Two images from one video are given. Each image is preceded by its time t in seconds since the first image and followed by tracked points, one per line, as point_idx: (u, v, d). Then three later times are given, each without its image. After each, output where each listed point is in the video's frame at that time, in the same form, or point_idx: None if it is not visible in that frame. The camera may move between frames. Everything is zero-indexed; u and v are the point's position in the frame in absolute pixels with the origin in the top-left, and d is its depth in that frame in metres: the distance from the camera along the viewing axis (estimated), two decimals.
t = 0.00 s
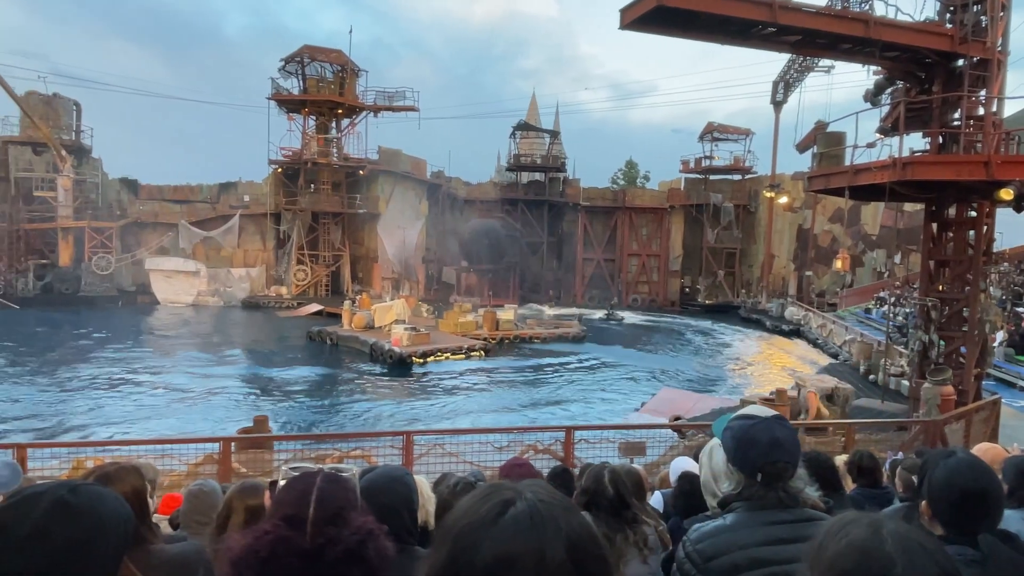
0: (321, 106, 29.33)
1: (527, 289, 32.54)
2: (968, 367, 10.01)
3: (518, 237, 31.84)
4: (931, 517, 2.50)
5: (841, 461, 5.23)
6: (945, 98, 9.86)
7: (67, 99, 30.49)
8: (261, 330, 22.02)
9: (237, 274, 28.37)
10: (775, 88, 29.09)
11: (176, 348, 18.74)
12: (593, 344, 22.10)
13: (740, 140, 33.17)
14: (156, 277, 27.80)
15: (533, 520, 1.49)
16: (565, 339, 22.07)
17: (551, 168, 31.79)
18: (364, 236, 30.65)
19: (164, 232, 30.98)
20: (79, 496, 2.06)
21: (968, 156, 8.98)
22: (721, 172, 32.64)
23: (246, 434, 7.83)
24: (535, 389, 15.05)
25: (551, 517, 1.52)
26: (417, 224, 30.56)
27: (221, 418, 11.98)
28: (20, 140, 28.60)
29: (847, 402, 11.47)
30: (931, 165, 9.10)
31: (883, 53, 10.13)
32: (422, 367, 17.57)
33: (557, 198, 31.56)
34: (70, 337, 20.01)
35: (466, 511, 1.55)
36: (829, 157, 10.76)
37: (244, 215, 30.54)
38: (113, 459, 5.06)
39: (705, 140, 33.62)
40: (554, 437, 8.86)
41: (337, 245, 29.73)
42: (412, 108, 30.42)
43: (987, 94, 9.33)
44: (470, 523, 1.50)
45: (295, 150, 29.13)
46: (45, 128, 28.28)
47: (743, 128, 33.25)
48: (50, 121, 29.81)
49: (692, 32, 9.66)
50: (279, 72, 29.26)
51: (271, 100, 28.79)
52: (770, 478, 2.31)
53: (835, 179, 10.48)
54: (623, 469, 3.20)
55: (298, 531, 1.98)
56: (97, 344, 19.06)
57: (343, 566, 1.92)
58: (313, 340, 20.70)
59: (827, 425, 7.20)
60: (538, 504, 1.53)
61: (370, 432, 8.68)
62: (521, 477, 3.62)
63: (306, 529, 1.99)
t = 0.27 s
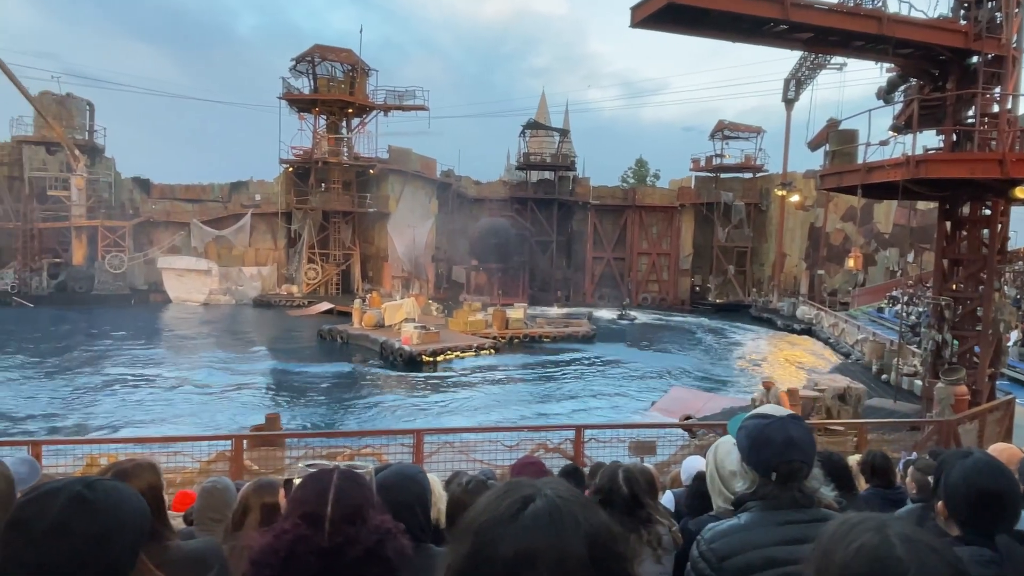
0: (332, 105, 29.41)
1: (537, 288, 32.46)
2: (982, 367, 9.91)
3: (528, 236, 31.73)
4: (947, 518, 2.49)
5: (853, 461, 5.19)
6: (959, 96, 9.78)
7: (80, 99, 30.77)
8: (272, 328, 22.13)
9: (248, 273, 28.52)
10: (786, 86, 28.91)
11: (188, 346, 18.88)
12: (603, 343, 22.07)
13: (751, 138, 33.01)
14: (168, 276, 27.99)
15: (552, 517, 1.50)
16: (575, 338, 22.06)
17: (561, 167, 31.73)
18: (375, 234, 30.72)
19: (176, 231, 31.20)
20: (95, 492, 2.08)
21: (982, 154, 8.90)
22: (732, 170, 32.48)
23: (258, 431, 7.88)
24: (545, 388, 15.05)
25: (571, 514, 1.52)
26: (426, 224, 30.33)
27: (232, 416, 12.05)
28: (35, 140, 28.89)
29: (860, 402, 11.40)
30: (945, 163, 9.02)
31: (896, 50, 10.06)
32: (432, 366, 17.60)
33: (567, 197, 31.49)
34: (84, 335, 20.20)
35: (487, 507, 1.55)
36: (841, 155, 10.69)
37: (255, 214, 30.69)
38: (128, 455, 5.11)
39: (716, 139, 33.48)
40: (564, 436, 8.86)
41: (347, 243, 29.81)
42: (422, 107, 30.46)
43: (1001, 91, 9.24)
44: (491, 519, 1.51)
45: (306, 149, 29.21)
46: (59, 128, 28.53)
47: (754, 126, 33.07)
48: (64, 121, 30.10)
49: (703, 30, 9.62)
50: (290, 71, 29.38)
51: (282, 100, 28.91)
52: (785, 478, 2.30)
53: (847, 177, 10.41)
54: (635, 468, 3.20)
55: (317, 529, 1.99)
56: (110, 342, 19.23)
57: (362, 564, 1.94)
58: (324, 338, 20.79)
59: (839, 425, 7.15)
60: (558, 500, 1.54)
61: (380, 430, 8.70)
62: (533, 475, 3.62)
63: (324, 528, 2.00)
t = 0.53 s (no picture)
0: (342, 104, 29.49)
1: (547, 287, 32.37)
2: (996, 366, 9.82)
3: (538, 235, 31.64)
4: (963, 518, 2.47)
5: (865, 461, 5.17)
6: (973, 93, 9.70)
7: (93, 99, 31.02)
8: (283, 326, 22.25)
9: (259, 271, 28.68)
10: (798, 83, 28.73)
11: (200, 344, 19.02)
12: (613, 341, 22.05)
13: (762, 136, 32.83)
14: (180, 274, 28.19)
15: (572, 514, 1.50)
16: (585, 337, 22.05)
17: (570, 165, 31.67)
18: (384, 232, 30.81)
19: (188, 230, 31.41)
20: (106, 490, 2.10)
21: (997, 151, 8.82)
22: (742, 168, 32.32)
23: (269, 429, 7.93)
24: (554, 386, 15.05)
25: (590, 512, 1.53)
26: (436, 221, 30.80)
27: (243, 413, 12.13)
28: (49, 139, 29.14)
29: (872, 401, 11.32)
30: (958, 160, 8.95)
31: (910, 47, 9.99)
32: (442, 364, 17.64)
33: (577, 195, 31.41)
34: (97, 333, 20.38)
35: (505, 505, 1.55)
36: (854, 153, 10.63)
37: (266, 212, 30.84)
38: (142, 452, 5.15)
39: (727, 136, 33.32)
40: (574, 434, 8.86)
41: (357, 242, 29.90)
42: (432, 105, 30.49)
43: (1016, 88, 9.16)
44: (510, 516, 1.52)
45: (316, 148, 29.26)
46: (72, 127, 28.75)
47: (765, 124, 32.90)
48: (77, 121, 30.37)
49: (714, 27, 9.57)
50: (301, 71, 29.48)
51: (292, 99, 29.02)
52: (800, 477, 2.29)
53: (860, 175, 10.34)
54: (648, 466, 3.20)
55: (335, 529, 2.00)
56: (123, 340, 19.39)
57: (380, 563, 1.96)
58: (334, 336, 20.87)
59: (852, 424, 7.10)
60: (577, 498, 1.54)
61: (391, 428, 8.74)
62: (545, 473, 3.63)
63: (342, 525, 2.01)
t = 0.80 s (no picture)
0: (352, 102, 29.55)
1: (556, 284, 32.34)
2: (1009, 363, 9.73)
3: (547, 231, 31.67)
4: (980, 515, 2.46)
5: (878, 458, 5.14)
6: (987, 88, 9.60)
7: (105, 97, 31.26)
8: (293, 323, 22.35)
9: (270, 268, 28.83)
10: (809, 79, 28.54)
11: (211, 340, 19.14)
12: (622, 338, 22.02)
13: (773, 132, 32.65)
14: (192, 271, 28.39)
15: (592, 507, 1.51)
16: (594, 334, 22.03)
17: (580, 162, 31.61)
18: (394, 229, 30.88)
19: (199, 227, 31.62)
20: (113, 488, 2.10)
21: (1011, 146, 8.74)
22: (753, 164, 32.16)
23: (280, 425, 7.97)
24: (564, 383, 15.04)
25: (612, 505, 1.53)
26: (445, 218, 30.45)
27: (254, 409, 12.20)
28: (61, 137, 29.38)
29: (884, 399, 11.24)
30: (971, 157, 8.87)
31: (923, 42, 9.90)
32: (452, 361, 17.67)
33: (586, 192, 31.35)
34: (110, 329, 20.55)
35: (528, 499, 1.56)
36: (866, 149, 10.55)
37: (277, 210, 30.98)
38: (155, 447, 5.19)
39: (738, 132, 33.14)
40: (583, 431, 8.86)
41: (367, 239, 29.98)
42: (441, 103, 30.51)
43: None
44: (532, 509, 1.53)
45: (326, 145, 29.35)
46: (84, 126, 28.97)
47: (776, 120, 32.71)
48: (89, 119, 30.60)
49: (725, 23, 9.52)
50: (311, 68, 29.57)
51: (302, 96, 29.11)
52: (816, 473, 2.29)
53: (872, 171, 10.27)
54: (660, 463, 3.20)
55: (352, 523, 2.02)
56: (136, 336, 19.55)
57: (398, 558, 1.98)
58: (344, 333, 20.95)
59: (864, 422, 7.05)
60: (599, 492, 1.55)
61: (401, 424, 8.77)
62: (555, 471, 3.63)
63: (360, 519, 2.02)
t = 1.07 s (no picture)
0: (358, 99, 29.56)
1: (563, 281, 32.33)
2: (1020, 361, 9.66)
3: (554, 228, 31.67)
4: (993, 511, 2.45)
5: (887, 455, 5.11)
6: (997, 83, 9.53)
7: (114, 95, 31.39)
8: (300, 320, 22.43)
9: (278, 266, 28.93)
10: (817, 75, 28.38)
11: (219, 337, 19.23)
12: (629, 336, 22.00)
13: (781, 128, 32.48)
14: (200, 268, 28.52)
15: (611, 499, 1.52)
16: (601, 331, 22.00)
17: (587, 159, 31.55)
18: (401, 227, 30.92)
19: (208, 225, 31.75)
20: (127, 483, 2.13)
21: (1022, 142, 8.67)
22: (761, 161, 32.01)
23: (289, 421, 8.00)
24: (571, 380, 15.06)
25: (629, 496, 1.54)
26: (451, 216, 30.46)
27: (262, 405, 12.25)
28: (71, 135, 29.53)
29: (893, 396, 11.19)
30: (981, 153, 8.81)
31: (933, 37, 9.83)
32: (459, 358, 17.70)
33: (593, 189, 31.30)
34: (119, 326, 20.68)
35: (544, 491, 1.56)
36: (875, 145, 10.50)
37: (284, 207, 31.05)
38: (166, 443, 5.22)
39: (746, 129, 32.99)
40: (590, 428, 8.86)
41: (374, 236, 30.03)
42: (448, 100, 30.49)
43: None
44: (549, 500, 1.53)
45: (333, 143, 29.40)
46: (93, 123, 29.13)
47: (784, 116, 32.55)
48: (99, 117, 30.76)
49: (733, 19, 9.47)
50: (318, 66, 29.61)
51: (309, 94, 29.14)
52: (829, 468, 2.29)
53: (881, 168, 10.21)
54: (670, 459, 3.20)
55: (366, 515, 2.03)
56: (144, 333, 19.66)
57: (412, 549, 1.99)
58: (351, 330, 21.01)
59: (872, 419, 7.02)
60: (616, 484, 1.56)
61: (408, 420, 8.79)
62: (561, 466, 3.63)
63: (374, 511, 2.03)
